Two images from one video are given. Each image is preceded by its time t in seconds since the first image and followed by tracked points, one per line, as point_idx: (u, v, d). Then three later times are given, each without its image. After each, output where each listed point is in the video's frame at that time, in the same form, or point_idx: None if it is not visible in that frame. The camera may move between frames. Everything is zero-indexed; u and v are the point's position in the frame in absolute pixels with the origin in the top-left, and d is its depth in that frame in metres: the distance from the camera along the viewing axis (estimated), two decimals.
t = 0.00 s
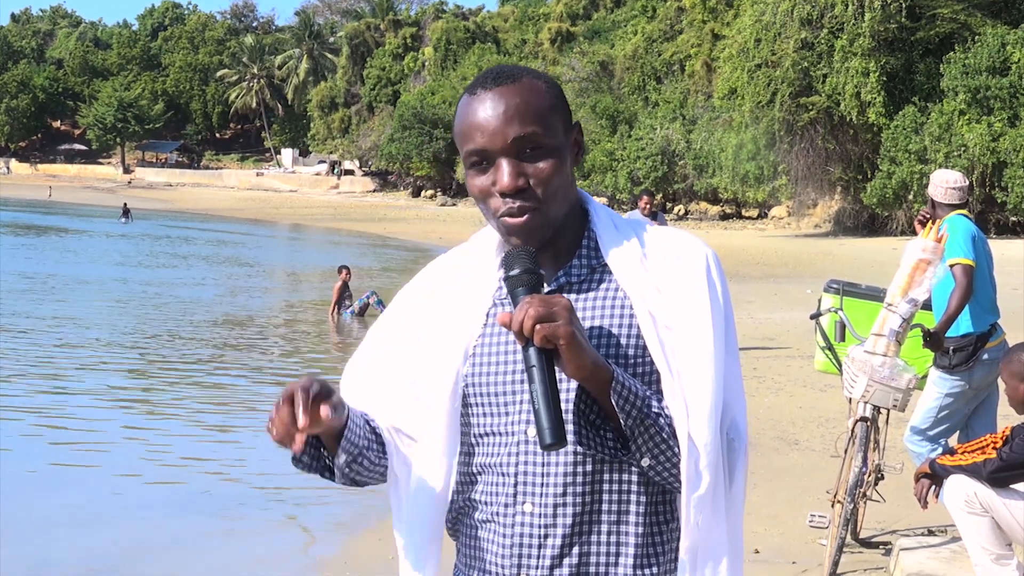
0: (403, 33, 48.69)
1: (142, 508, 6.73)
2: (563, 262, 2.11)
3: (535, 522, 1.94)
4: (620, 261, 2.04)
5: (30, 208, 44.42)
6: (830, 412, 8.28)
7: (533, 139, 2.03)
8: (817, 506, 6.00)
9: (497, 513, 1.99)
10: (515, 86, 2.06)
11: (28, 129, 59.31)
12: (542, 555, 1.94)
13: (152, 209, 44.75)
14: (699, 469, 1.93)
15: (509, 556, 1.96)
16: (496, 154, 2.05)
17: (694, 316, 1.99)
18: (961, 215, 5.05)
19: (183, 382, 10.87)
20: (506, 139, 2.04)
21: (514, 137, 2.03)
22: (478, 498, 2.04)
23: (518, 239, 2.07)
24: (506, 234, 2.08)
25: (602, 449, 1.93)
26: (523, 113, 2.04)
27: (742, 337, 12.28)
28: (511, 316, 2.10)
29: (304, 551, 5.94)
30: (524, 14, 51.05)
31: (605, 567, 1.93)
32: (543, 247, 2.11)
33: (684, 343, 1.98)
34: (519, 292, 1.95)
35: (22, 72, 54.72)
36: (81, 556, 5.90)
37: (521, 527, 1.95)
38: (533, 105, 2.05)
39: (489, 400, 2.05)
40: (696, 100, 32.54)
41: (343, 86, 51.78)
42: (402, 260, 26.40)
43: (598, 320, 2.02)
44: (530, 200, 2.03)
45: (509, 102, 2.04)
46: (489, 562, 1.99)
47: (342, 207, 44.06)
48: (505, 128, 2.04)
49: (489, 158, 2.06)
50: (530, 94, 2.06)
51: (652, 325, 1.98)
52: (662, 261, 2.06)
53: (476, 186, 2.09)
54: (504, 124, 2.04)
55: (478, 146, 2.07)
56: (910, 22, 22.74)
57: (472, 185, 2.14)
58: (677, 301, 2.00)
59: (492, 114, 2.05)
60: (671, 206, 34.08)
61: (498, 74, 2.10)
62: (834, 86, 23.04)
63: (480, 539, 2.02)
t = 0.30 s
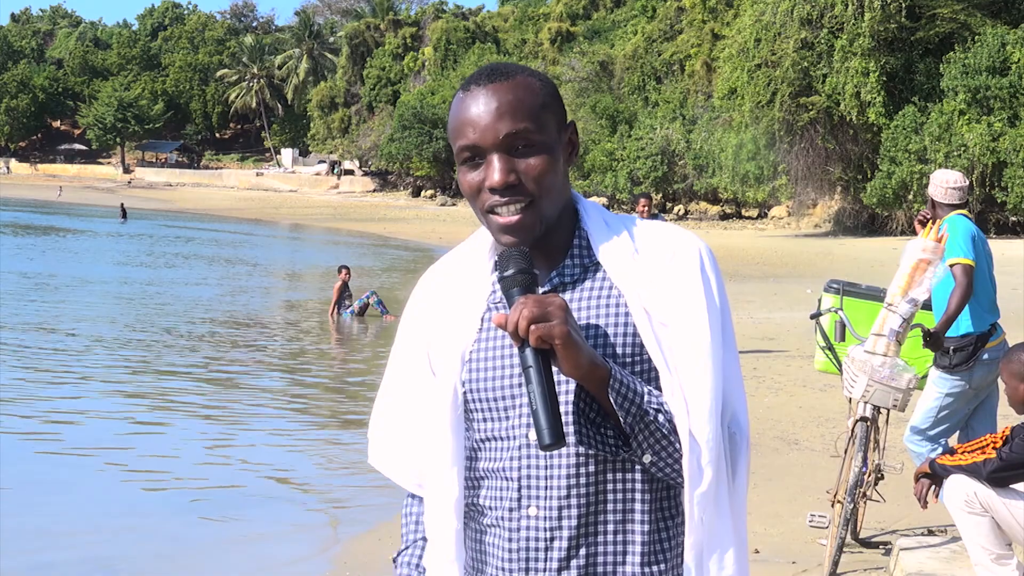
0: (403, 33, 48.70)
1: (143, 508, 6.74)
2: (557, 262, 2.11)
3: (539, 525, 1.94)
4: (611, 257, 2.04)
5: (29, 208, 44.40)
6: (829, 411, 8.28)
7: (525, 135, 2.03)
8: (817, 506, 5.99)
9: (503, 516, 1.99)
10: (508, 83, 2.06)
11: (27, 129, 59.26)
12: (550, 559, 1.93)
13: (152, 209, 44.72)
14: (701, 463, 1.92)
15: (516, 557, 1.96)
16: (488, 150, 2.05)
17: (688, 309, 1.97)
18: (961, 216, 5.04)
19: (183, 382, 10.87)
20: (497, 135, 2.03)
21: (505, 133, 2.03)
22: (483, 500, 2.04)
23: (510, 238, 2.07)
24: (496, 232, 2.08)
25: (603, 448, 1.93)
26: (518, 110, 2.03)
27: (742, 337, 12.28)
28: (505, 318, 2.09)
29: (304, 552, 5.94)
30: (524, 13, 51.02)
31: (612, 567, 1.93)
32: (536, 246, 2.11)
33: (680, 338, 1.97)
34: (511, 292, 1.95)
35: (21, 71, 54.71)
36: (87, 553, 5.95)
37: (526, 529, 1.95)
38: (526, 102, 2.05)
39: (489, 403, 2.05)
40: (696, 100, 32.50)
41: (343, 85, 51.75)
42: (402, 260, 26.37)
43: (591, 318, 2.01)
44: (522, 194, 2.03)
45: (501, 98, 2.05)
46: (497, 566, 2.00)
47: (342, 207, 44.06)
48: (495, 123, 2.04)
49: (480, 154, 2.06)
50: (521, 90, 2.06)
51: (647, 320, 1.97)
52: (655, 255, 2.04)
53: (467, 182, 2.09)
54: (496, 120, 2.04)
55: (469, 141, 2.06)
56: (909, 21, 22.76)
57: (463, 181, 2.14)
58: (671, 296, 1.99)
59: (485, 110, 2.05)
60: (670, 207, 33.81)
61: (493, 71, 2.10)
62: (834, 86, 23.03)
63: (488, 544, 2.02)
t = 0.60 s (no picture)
0: (403, 33, 48.72)
1: (144, 508, 6.75)
2: (551, 263, 2.12)
3: (543, 529, 1.94)
4: (603, 251, 2.04)
5: (29, 207, 44.39)
6: (829, 411, 8.28)
7: (509, 133, 2.04)
8: (817, 506, 5.99)
9: (506, 519, 1.99)
10: (493, 81, 2.08)
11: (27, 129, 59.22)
12: (556, 560, 1.94)
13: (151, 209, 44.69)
14: (701, 461, 1.92)
15: (521, 557, 1.96)
16: (472, 148, 2.06)
17: (683, 307, 1.97)
18: (961, 216, 5.04)
19: (182, 382, 10.85)
20: (481, 134, 2.05)
21: (486, 131, 2.04)
22: (486, 502, 2.04)
23: (498, 236, 2.07)
24: (484, 231, 2.08)
25: (604, 449, 1.93)
26: (506, 111, 2.05)
27: (741, 336, 12.28)
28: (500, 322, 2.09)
29: (302, 552, 5.95)
30: (524, 13, 51.03)
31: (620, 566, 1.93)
32: (526, 250, 2.12)
33: (674, 337, 1.97)
34: (506, 299, 1.96)
35: (21, 71, 54.69)
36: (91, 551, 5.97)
37: (530, 530, 1.95)
38: (512, 101, 2.06)
39: (488, 407, 2.05)
40: (696, 100, 32.50)
41: (343, 85, 51.72)
42: (402, 259, 26.38)
43: (585, 320, 2.01)
44: (508, 193, 2.03)
45: (487, 98, 2.06)
46: (504, 567, 1.99)
47: (341, 207, 44.06)
48: (478, 121, 2.05)
49: (465, 153, 2.07)
50: (508, 89, 2.07)
51: (641, 317, 1.97)
52: (646, 250, 2.05)
53: (454, 182, 2.10)
54: (479, 119, 2.05)
55: (454, 141, 2.09)
56: (909, 21, 22.77)
57: (451, 180, 2.15)
58: (666, 295, 1.99)
59: (472, 110, 2.06)
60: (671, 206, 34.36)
61: (483, 71, 2.11)
62: (834, 86, 23.01)
63: (494, 545, 2.02)
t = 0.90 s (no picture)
0: (403, 33, 48.73)
1: (143, 507, 6.76)
2: (553, 261, 2.12)
3: (541, 527, 1.94)
4: (605, 250, 2.04)
5: (29, 207, 44.33)
6: (828, 411, 8.28)
7: (516, 130, 2.04)
8: (817, 506, 5.98)
9: (503, 518, 1.99)
10: (501, 80, 2.08)
11: (27, 129, 59.20)
12: (554, 559, 1.93)
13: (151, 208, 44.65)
14: (700, 464, 1.92)
15: (520, 555, 1.96)
16: (478, 145, 2.07)
17: (685, 307, 1.98)
18: (961, 215, 5.04)
19: (182, 382, 10.85)
20: (487, 130, 2.05)
21: (494, 127, 2.04)
22: (485, 499, 2.04)
23: (502, 231, 2.06)
24: (487, 227, 2.08)
25: (602, 449, 1.93)
26: (511, 107, 2.05)
27: (741, 336, 12.27)
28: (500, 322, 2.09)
29: (301, 552, 5.95)
30: (524, 13, 51.02)
31: (617, 564, 1.93)
32: (528, 247, 2.12)
33: (675, 339, 1.96)
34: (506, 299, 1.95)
35: (21, 71, 54.68)
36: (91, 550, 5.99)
37: (528, 529, 1.95)
38: (518, 97, 2.06)
39: (486, 405, 2.05)
40: (696, 99, 32.48)
41: (343, 85, 51.70)
42: (402, 259, 26.35)
43: (584, 319, 2.01)
44: (512, 190, 2.03)
45: (495, 94, 2.06)
46: (500, 564, 1.99)
47: (341, 207, 44.04)
48: (485, 118, 2.05)
49: (472, 149, 2.07)
50: (515, 86, 2.07)
51: (642, 317, 1.97)
52: (648, 250, 2.05)
53: (459, 178, 2.10)
54: (487, 115, 2.05)
55: (460, 137, 2.08)
56: (909, 21, 22.78)
57: (458, 175, 2.14)
58: (668, 294, 1.99)
59: (479, 107, 2.06)
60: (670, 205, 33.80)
61: (489, 69, 2.11)
62: (833, 86, 23.01)
63: (491, 542, 2.02)
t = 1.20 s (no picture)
0: (403, 33, 48.74)
1: (145, 507, 6.75)
2: (558, 261, 2.11)
3: (546, 525, 1.94)
4: (611, 252, 2.04)
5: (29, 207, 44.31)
6: (828, 411, 8.28)
7: (528, 126, 2.04)
8: (817, 506, 5.98)
9: (506, 515, 1.99)
10: (512, 77, 2.09)
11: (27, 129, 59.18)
12: (555, 556, 1.93)
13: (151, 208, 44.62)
14: (707, 464, 1.92)
15: (521, 554, 1.96)
16: (490, 138, 2.07)
17: (692, 309, 1.98)
18: (961, 215, 5.03)
19: (181, 382, 10.84)
20: (500, 125, 2.05)
21: (506, 123, 2.05)
22: (486, 500, 2.04)
23: (511, 226, 2.06)
24: (496, 223, 2.07)
25: (609, 449, 1.93)
26: (519, 103, 2.05)
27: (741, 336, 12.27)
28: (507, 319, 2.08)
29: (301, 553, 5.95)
30: (524, 13, 50.93)
31: (620, 563, 1.93)
32: (534, 247, 2.11)
33: (683, 338, 1.97)
34: (516, 297, 1.95)
35: (21, 71, 54.67)
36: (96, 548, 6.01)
37: (530, 527, 1.94)
38: (531, 94, 2.07)
39: (490, 403, 2.05)
40: (696, 99, 32.47)
41: (343, 85, 51.69)
42: (402, 259, 26.34)
43: (594, 317, 2.01)
44: (522, 184, 2.03)
45: (505, 92, 2.07)
46: (502, 563, 1.99)
47: (341, 207, 44.02)
48: (499, 113, 2.06)
49: (483, 144, 2.07)
50: (524, 82, 2.08)
51: (649, 317, 1.96)
52: (654, 251, 2.05)
53: (469, 173, 2.10)
54: (498, 111, 2.06)
55: (472, 130, 2.08)
56: (909, 21, 22.78)
57: (465, 172, 2.14)
58: (672, 294, 1.99)
59: (489, 103, 2.07)
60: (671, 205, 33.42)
61: (498, 66, 2.12)
62: (834, 85, 23.01)
63: (495, 541, 2.01)
